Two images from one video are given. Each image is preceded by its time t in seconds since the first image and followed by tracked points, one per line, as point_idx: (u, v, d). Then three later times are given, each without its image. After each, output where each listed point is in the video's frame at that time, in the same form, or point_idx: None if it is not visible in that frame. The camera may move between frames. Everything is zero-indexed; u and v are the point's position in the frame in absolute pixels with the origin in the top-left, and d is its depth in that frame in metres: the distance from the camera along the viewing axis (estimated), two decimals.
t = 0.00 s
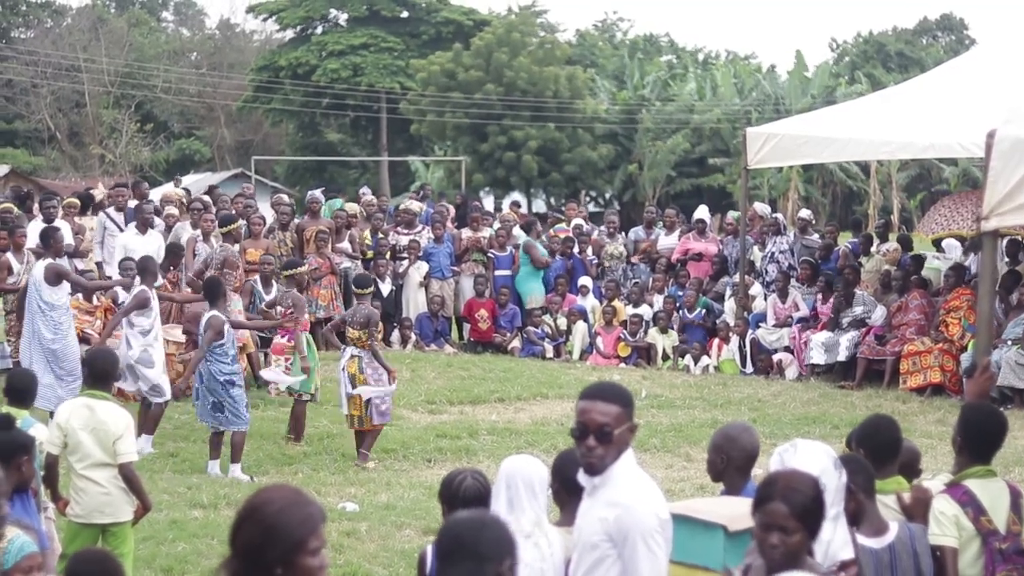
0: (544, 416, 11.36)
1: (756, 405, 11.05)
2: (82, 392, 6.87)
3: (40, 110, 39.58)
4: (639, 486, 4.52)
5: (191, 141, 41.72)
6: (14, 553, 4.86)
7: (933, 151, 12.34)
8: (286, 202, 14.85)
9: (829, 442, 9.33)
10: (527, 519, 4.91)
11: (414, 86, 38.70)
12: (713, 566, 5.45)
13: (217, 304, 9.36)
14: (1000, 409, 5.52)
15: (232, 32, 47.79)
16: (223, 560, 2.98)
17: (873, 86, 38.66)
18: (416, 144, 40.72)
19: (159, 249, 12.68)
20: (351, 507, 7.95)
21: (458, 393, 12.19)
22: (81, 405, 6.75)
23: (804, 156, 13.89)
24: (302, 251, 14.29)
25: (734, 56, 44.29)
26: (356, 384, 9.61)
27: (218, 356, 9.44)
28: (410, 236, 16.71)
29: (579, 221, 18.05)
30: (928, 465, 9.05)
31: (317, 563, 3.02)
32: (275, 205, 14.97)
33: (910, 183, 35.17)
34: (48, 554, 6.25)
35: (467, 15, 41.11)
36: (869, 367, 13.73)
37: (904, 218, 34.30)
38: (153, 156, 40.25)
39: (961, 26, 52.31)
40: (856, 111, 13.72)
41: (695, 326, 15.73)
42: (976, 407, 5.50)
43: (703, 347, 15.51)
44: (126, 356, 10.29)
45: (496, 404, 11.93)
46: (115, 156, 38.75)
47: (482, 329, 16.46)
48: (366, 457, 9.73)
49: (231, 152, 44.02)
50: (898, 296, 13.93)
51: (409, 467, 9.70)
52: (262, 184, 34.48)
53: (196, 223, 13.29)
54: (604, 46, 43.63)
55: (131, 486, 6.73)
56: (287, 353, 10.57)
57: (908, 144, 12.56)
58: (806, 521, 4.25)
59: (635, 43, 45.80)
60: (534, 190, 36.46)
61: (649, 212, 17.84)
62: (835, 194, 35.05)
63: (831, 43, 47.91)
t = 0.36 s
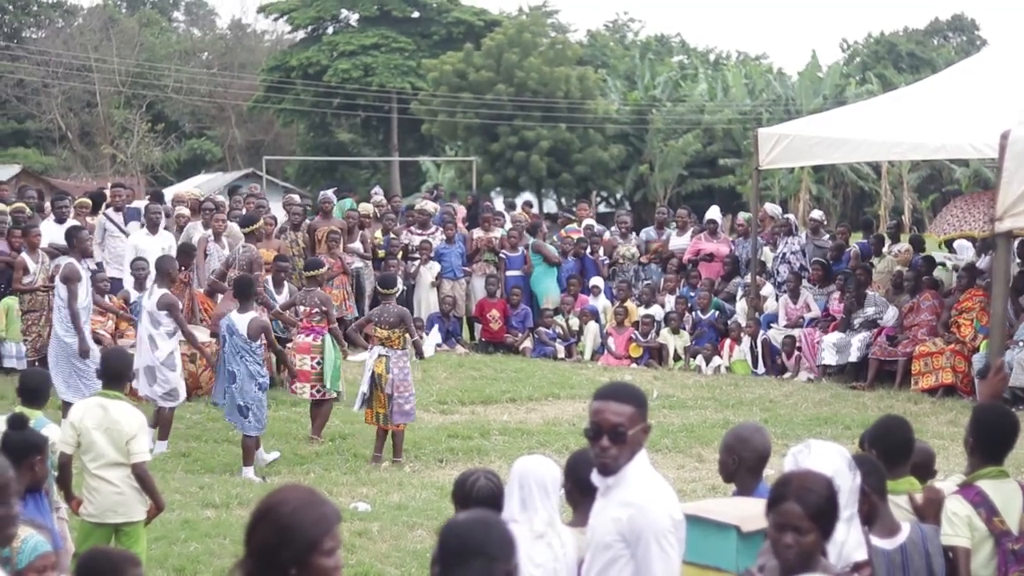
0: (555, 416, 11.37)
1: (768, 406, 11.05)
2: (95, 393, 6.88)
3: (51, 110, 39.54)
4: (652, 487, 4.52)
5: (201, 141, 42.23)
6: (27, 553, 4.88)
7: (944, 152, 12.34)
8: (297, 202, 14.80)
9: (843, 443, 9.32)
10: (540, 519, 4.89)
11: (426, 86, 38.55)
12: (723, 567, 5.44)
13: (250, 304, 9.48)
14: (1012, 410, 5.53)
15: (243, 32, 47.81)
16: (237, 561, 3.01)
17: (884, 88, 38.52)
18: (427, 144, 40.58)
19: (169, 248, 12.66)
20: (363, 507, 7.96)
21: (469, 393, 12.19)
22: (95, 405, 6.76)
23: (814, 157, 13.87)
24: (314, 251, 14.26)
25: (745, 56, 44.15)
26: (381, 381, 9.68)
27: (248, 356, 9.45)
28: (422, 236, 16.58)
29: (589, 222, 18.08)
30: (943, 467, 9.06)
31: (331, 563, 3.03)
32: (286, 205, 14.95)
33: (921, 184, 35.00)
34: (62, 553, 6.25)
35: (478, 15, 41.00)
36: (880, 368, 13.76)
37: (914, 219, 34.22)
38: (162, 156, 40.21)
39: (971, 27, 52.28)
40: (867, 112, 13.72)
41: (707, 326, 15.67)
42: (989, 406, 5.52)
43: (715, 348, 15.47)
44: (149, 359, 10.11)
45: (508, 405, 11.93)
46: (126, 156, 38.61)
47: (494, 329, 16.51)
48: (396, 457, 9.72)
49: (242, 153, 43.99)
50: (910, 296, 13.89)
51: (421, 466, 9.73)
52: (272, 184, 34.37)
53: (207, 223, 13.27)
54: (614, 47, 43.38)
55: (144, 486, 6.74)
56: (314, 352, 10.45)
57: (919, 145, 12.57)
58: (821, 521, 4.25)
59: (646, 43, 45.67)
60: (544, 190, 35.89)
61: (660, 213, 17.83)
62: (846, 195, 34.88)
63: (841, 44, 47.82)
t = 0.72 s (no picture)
0: (577, 414, 11.37)
1: (790, 404, 11.05)
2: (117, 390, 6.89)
3: (73, 108, 39.62)
4: (674, 485, 4.55)
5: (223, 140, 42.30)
6: (50, 550, 4.79)
7: (967, 149, 12.35)
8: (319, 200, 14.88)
9: (866, 440, 9.31)
10: (562, 516, 4.83)
11: (447, 84, 38.41)
12: (746, 564, 5.45)
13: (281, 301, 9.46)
14: None
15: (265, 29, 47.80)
16: (260, 556, 3.07)
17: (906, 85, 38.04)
18: (448, 142, 40.39)
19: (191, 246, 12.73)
20: (386, 504, 7.97)
21: (491, 391, 12.20)
22: (117, 402, 6.77)
23: (836, 155, 13.90)
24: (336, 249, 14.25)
25: (766, 54, 43.76)
26: (422, 378, 9.87)
27: (281, 352, 9.48)
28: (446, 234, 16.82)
29: (610, 218, 18.09)
30: (967, 465, 9.05)
31: (353, 561, 3.07)
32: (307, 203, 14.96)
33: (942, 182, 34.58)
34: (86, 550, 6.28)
35: (499, 14, 41.11)
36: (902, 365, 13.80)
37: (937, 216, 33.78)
38: (185, 155, 40.24)
39: (993, 24, 51.80)
40: (889, 109, 13.73)
41: (729, 321, 15.77)
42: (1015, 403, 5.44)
43: (737, 345, 15.50)
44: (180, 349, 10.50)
45: (529, 402, 11.93)
46: (148, 154, 38.61)
47: (516, 327, 16.47)
48: (425, 453, 9.82)
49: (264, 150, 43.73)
50: (931, 294, 13.78)
51: (442, 463, 9.78)
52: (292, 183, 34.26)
53: (229, 220, 13.29)
54: (636, 44, 43.23)
55: (166, 483, 6.75)
56: (347, 349, 10.66)
57: (941, 142, 12.59)
58: (844, 518, 4.25)
59: (668, 41, 45.32)
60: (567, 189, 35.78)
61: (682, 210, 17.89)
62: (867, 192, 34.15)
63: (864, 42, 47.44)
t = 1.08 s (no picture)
0: (595, 414, 11.37)
1: (809, 404, 11.05)
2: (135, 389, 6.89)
3: (91, 108, 39.69)
4: (690, 485, 4.54)
5: (242, 140, 41.95)
6: (69, 549, 4.79)
7: (986, 149, 12.34)
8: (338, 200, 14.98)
9: (884, 441, 9.31)
10: (580, 517, 4.82)
11: (465, 83, 38.24)
12: (765, 564, 5.44)
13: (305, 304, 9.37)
14: None
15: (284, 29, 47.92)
16: (280, 555, 3.08)
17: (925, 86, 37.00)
18: (467, 142, 40.14)
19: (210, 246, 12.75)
20: (403, 504, 7.98)
21: (509, 391, 12.21)
22: (135, 402, 6.78)
23: (854, 155, 13.87)
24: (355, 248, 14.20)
25: (785, 53, 42.90)
26: (440, 377, 9.88)
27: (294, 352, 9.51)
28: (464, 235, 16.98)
29: (629, 219, 18.06)
30: (984, 466, 9.04)
31: (373, 560, 3.08)
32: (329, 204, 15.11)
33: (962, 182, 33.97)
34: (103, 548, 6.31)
35: (518, 13, 40.61)
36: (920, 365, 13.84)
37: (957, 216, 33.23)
38: (203, 155, 40.35)
39: (1012, 23, 50.61)
40: (907, 109, 13.72)
41: (747, 320, 15.74)
42: None
43: (755, 346, 15.47)
44: (207, 356, 10.61)
45: (547, 402, 11.94)
46: (166, 153, 38.81)
47: (533, 326, 16.53)
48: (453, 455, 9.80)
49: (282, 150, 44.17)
50: (951, 293, 13.80)
51: (457, 462, 9.81)
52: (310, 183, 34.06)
53: (246, 220, 13.26)
54: (654, 44, 42.76)
55: (184, 481, 6.76)
56: (375, 348, 10.71)
57: (960, 142, 12.57)
58: (861, 517, 4.24)
59: (686, 41, 44.81)
60: (585, 188, 35.18)
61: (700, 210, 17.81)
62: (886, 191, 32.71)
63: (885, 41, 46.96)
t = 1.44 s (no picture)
0: (610, 411, 11.41)
1: (825, 401, 11.06)
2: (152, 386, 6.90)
3: (107, 104, 39.52)
4: (706, 481, 4.55)
5: (258, 136, 41.59)
6: (86, 545, 4.76)
7: (1002, 147, 12.36)
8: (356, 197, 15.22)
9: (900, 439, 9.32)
10: (596, 513, 4.81)
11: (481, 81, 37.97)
12: (779, 561, 5.44)
13: (330, 299, 9.48)
14: None
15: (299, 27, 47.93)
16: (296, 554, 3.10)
17: (940, 83, 36.34)
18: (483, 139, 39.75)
19: (226, 242, 12.81)
20: (419, 501, 8.00)
21: (525, 388, 12.23)
22: (152, 398, 6.78)
23: (872, 152, 13.88)
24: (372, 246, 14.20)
25: (800, 50, 42.36)
26: (473, 375, 9.89)
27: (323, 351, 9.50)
28: (479, 231, 16.69)
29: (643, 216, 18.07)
30: (1001, 463, 9.05)
31: (390, 556, 3.10)
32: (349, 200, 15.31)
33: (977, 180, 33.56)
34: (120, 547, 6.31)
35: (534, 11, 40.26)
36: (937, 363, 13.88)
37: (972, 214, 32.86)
38: (219, 152, 40.38)
39: None
40: (923, 107, 13.73)
41: (763, 318, 15.65)
42: None
43: (771, 343, 15.51)
44: (229, 351, 10.58)
45: (563, 399, 11.95)
46: (182, 150, 38.78)
47: (549, 324, 16.54)
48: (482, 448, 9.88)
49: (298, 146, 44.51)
50: (966, 291, 13.76)
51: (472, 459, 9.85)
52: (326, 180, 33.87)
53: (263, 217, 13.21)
54: (669, 41, 42.60)
55: (201, 478, 6.78)
56: (400, 346, 10.65)
57: (977, 140, 12.58)
58: (877, 515, 4.24)
59: (701, 38, 44.36)
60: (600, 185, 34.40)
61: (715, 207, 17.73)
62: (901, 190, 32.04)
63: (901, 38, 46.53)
